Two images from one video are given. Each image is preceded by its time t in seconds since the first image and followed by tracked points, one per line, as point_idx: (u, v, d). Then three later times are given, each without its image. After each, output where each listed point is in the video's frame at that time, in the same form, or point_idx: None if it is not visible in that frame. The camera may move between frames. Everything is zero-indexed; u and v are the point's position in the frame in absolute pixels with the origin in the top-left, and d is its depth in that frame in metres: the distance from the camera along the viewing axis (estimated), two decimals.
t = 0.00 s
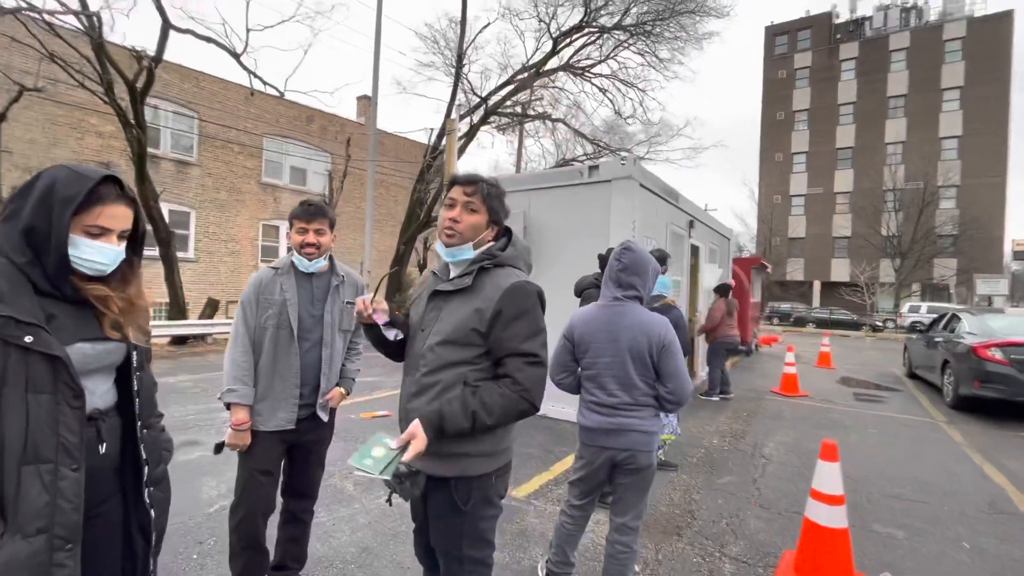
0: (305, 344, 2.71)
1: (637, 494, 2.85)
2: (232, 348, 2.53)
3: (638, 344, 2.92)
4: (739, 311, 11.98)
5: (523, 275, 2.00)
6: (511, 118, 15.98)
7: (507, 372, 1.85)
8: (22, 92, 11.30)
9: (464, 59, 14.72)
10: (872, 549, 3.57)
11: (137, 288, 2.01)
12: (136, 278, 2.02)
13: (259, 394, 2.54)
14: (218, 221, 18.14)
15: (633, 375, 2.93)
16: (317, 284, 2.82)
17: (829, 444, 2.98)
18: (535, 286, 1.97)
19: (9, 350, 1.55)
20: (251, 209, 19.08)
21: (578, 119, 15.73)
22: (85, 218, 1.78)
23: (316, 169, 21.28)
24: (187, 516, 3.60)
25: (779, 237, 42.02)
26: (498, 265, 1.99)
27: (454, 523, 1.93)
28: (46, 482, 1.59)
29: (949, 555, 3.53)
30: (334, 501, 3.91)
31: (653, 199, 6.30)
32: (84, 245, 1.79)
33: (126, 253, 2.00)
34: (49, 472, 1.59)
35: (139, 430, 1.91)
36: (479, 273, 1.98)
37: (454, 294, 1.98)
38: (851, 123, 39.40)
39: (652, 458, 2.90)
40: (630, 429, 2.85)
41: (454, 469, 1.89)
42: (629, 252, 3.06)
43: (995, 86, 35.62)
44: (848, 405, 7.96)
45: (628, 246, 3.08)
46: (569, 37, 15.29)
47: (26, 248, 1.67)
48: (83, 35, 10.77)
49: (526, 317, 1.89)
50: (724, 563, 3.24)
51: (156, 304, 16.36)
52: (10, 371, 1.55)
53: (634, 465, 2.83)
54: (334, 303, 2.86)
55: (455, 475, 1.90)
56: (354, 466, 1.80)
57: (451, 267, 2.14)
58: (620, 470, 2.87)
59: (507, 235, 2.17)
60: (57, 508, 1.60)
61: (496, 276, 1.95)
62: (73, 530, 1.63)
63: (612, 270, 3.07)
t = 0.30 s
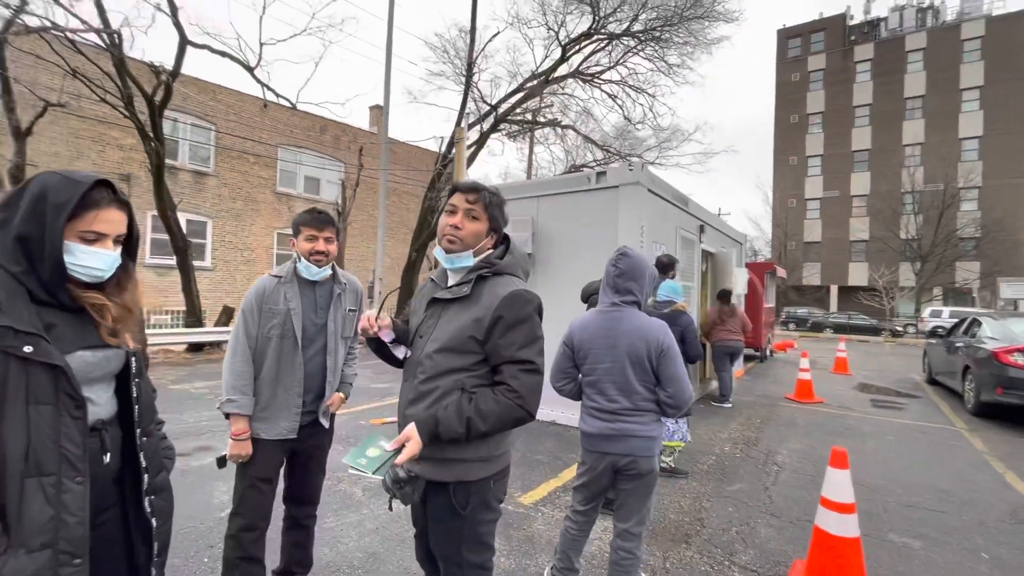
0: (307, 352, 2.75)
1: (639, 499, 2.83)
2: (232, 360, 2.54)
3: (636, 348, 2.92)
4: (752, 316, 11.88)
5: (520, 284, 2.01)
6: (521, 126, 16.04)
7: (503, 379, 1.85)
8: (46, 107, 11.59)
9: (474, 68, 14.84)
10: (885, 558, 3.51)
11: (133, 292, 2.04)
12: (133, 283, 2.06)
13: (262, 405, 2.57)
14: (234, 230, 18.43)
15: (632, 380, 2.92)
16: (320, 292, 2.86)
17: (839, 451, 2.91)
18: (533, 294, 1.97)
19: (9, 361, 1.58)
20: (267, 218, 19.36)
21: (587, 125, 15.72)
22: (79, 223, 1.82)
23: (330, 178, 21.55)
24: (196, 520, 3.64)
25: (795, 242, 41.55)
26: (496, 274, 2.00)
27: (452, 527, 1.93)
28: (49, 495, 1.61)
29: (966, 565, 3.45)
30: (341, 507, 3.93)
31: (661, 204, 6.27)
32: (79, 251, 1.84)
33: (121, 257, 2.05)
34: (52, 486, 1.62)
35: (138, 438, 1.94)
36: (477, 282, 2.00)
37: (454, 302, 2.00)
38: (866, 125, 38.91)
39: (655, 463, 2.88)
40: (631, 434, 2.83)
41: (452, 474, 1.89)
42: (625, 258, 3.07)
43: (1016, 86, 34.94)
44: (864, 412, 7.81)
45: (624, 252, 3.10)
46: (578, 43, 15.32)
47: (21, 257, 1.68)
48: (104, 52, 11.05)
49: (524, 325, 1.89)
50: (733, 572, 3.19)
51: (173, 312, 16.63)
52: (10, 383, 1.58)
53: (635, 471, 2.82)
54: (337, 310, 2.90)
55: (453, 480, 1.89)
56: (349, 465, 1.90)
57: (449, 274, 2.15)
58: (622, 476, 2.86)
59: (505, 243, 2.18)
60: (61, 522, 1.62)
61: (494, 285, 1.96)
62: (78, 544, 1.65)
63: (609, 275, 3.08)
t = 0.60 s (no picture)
0: (283, 365, 2.72)
1: (625, 502, 2.82)
2: (193, 381, 2.43)
3: (618, 353, 2.95)
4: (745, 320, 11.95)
5: (507, 291, 2.01)
6: (513, 133, 16.11)
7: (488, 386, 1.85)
8: (35, 118, 11.54)
9: (466, 76, 14.91)
10: (878, 560, 3.51)
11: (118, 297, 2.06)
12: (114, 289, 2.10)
13: (239, 423, 2.54)
14: (226, 239, 18.38)
15: (615, 384, 2.94)
16: (292, 301, 2.84)
17: (829, 453, 2.93)
18: (520, 300, 1.98)
19: (18, 377, 1.57)
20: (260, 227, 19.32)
21: (579, 132, 15.82)
22: (84, 230, 1.88)
23: (322, 187, 21.56)
24: (187, 534, 3.62)
25: (786, 245, 41.80)
26: (482, 281, 2.01)
27: (438, 536, 1.92)
28: (64, 505, 1.61)
29: (959, 566, 3.46)
30: (333, 518, 3.90)
31: (651, 209, 6.33)
32: (80, 255, 1.87)
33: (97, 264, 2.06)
34: (65, 496, 1.61)
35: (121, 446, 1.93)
36: (464, 288, 2.01)
37: (441, 308, 2.00)
38: (855, 129, 39.33)
39: (641, 467, 2.89)
40: (616, 437, 2.85)
41: (438, 482, 1.89)
42: (605, 264, 3.10)
43: (1000, 90, 35.42)
44: (857, 414, 7.84)
45: (603, 259, 3.14)
46: (569, 51, 15.43)
47: (18, 270, 1.65)
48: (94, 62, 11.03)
49: (509, 332, 1.89)
50: None
51: (165, 322, 16.55)
52: (19, 398, 1.56)
53: (621, 474, 2.82)
54: (310, 320, 2.89)
55: (439, 489, 1.89)
56: (331, 466, 1.95)
57: (437, 282, 2.17)
58: (608, 480, 2.86)
59: (491, 250, 2.19)
60: (77, 530, 1.63)
61: (480, 292, 1.97)
62: (94, 550, 1.67)
63: (591, 282, 3.12)
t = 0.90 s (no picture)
0: (223, 381, 2.56)
1: (579, 504, 2.86)
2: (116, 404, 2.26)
3: (571, 357, 3.04)
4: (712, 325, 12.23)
5: (474, 299, 2.03)
6: (484, 140, 16.15)
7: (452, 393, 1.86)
8: None
9: (437, 82, 14.90)
10: (836, 556, 3.63)
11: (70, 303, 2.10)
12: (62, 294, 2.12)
13: (175, 447, 2.38)
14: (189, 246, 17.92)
15: (568, 388, 3.02)
16: (229, 312, 2.66)
17: (788, 454, 3.03)
18: (487, 308, 2.01)
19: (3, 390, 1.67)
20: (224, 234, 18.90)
21: (550, 140, 15.99)
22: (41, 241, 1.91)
23: (290, 192, 21.25)
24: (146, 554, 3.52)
25: (751, 250, 42.86)
26: (451, 288, 2.04)
27: (402, 549, 1.92)
28: (50, 510, 1.70)
29: (911, 559, 3.61)
30: (299, 533, 3.85)
31: (620, 217, 6.44)
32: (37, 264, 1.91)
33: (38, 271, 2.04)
34: (51, 501, 1.70)
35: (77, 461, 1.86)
36: (432, 294, 2.03)
37: (410, 313, 2.02)
38: (814, 139, 40.71)
39: (595, 468, 2.93)
40: (569, 438, 2.91)
41: (403, 493, 1.90)
42: (560, 272, 3.23)
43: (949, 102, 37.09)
44: (819, 414, 8.08)
45: (559, 268, 3.28)
46: (539, 59, 15.57)
47: None
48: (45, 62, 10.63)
49: (475, 338, 1.91)
50: None
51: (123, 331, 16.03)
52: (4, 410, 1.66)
53: (573, 475, 2.87)
54: (250, 331, 2.72)
55: (403, 500, 1.90)
56: (288, 471, 1.90)
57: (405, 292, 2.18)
58: (563, 482, 2.91)
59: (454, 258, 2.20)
60: (65, 532, 1.72)
61: (449, 299, 2.00)
62: (80, 551, 1.76)
63: (547, 290, 3.24)
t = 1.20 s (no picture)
0: (151, 392, 2.46)
1: (523, 504, 2.93)
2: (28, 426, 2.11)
3: (511, 358, 3.09)
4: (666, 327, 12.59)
5: (426, 302, 2.06)
6: (442, 142, 16.11)
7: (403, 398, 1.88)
8: None
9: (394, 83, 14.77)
10: (777, 545, 3.82)
11: None
12: None
13: (99, 467, 2.27)
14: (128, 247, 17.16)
15: (509, 389, 3.07)
16: (158, 317, 2.55)
17: (733, 450, 3.18)
18: (439, 312, 2.05)
19: None
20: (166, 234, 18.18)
21: (508, 144, 16.08)
22: None
23: (238, 192, 20.65)
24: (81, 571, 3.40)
25: (702, 254, 44.21)
26: (404, 292, 2.05)
27: (351, 558, 1.93)
28: None
29: (844, 545, 3.84)
30: (246, 547, 3.79)
31: (575, 222, 6.56)
32: None
33: None
34: None
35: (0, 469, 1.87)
36: (385, 298, 2.04)
37: (361, 318, 2.03)
38: (759, 148, 42.47)
39: (536, 468, 2.99)
40: (510, 439, 2.97)
41: (352, 502, 1.91)
42: (503, 275, 3.25)
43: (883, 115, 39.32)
44: (764, 410, 8.43)
45: (502, 271, 3.31)
46: (498, 63, 15.66)
47: None
48: None
49: (427, 342, 1.94)
50: (644, 573, 3.37)
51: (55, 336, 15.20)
52: None
53: (515, 475, 2.94)
54: (182, 337, 2.62)
55: (352, 508, 1.91)
56: (232, 479, 1.83)
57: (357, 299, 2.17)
58: (507, 483, 2.98)
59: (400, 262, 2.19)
60: None
61: (401, 303, 2.01)
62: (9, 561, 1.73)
63: (491, 291, 3.26)
